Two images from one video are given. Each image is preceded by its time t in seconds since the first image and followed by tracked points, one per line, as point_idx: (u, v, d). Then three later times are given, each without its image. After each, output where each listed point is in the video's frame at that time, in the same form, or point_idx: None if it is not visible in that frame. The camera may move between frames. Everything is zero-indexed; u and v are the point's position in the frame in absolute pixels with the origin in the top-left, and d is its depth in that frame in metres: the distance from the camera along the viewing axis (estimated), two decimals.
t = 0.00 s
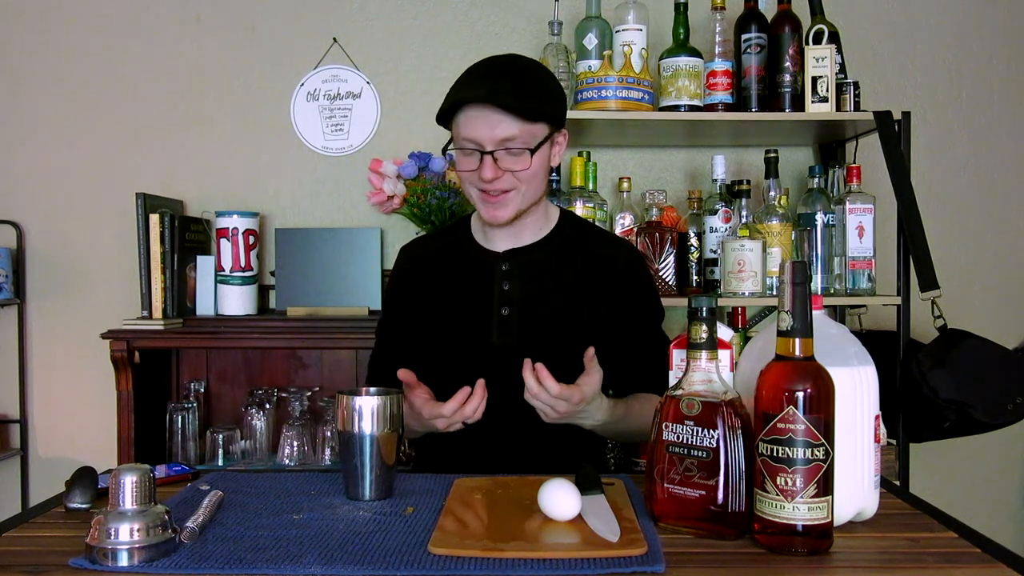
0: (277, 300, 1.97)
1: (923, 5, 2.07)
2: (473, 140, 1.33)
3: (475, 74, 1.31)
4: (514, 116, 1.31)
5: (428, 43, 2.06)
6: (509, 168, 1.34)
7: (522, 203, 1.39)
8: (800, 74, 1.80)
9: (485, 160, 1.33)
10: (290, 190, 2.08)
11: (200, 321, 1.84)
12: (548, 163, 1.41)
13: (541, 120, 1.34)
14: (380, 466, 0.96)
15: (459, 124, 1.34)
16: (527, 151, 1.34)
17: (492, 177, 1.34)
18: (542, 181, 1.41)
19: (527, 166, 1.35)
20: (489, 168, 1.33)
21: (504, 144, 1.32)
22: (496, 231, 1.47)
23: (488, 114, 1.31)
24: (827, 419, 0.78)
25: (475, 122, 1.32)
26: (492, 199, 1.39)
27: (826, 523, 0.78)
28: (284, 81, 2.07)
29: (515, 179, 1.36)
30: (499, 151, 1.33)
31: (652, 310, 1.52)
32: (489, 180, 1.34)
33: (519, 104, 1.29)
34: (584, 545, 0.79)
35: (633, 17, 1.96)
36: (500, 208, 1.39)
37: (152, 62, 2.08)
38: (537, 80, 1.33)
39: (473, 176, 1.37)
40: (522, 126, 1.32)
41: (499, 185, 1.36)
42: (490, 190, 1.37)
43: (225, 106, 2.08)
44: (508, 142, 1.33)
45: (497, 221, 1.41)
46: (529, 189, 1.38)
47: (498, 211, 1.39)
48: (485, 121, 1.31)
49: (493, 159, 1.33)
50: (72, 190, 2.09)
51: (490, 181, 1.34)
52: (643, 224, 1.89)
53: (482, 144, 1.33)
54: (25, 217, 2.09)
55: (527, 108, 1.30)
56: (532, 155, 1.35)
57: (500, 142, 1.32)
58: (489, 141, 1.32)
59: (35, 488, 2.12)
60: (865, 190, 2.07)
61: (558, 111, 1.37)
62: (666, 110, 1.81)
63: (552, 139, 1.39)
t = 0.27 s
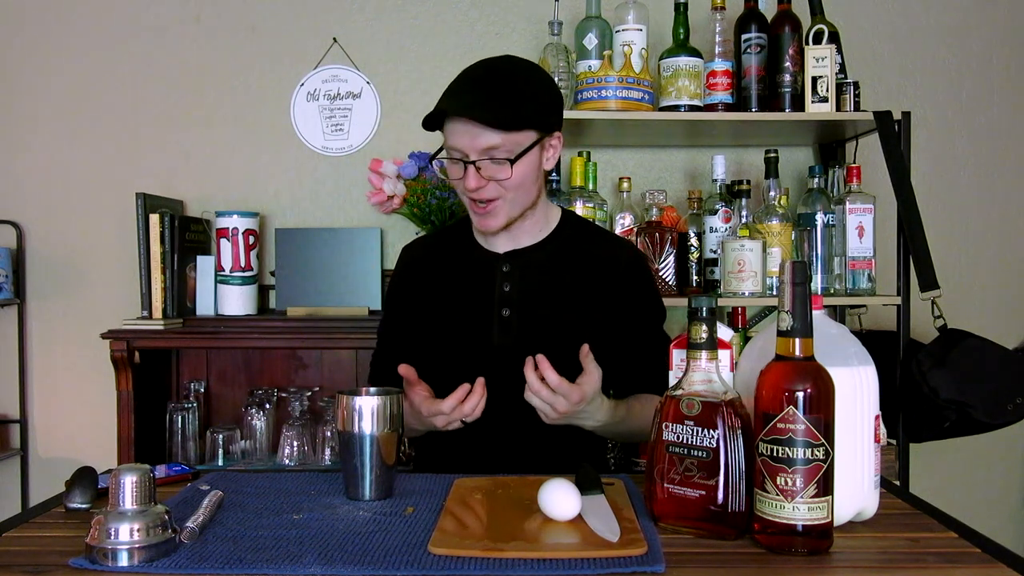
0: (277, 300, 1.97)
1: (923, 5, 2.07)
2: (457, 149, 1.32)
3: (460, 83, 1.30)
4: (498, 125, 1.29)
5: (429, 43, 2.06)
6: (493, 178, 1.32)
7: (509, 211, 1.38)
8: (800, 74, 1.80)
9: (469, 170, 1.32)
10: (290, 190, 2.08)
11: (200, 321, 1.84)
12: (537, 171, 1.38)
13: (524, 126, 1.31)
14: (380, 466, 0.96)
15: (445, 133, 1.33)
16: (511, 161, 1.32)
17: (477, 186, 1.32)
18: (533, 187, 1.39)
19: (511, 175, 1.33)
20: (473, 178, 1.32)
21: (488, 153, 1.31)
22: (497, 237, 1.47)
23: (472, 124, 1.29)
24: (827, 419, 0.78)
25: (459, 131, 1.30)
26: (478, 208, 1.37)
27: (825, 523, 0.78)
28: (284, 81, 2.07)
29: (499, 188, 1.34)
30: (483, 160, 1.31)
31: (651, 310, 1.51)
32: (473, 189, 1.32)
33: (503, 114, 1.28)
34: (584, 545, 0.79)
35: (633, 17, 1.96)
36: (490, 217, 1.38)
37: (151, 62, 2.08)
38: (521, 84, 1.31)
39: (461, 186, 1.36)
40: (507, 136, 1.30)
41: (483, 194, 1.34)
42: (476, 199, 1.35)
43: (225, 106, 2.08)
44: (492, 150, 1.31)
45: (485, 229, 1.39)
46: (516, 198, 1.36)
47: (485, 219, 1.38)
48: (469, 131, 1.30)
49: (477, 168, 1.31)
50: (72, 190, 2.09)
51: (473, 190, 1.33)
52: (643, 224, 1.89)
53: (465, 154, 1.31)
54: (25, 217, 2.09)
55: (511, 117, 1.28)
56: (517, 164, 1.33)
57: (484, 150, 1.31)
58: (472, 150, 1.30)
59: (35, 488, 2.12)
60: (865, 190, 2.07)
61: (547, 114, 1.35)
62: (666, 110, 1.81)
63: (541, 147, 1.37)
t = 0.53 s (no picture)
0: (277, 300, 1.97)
1: (924, 5, 2.07)
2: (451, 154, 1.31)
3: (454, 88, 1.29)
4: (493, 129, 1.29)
5: (429, 43, 2.06)
6: (488, 182, 1.32)
7: (505, 213, 1.37)
8: (800, 74, 1.80)
9: (463, 174, 1.31)
10: (290, 190, 2.08)
11: (200, 321, 1.84)
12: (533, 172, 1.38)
13: (519, 129, 1.30)
14: (380, 466, 0.97)
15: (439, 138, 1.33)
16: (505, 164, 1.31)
17: (471, 191, 1.32)
18: (528, 190, 1.39)
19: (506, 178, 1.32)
20: (467, 182, 1.31)
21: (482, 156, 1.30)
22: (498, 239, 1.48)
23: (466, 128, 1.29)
24: (827, 419, 0.78)
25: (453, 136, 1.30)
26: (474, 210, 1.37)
27: (826, 523, 0.78)
28: (284, 81, 2.07)
29: (494, 192, 1.33)
30: (477, 164, 1.31)
31: (652, 310, 1.51)
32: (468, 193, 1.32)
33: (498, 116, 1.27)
34: (584, 546, 0.79)
35: (633, 17, 1.96)
36: (485, 220, 1.38)
37: (151, 62, 2.08)
38: (518, 87, 1.31)
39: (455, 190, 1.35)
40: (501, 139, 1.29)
41: (478, 198, 1.33)
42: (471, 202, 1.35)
43: (225, 106, 2.08)
44: (486, 153, 1.30)
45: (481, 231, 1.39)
46: (512, 200, 1.36)
47: (481, 222, 1.37)
48: (463, 135, 1.29)
49: (471, 173, 1.31)
50: (72, 190, 2.09)
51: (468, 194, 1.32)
52: (643, 224, 1.89)
53: (460, 158, 1.31)
54: (25, 217, 2.09)
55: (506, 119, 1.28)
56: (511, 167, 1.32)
57: (478, 154, 1.30)
58: (466, 154, 1.30)
59: (36, 488, 2.12)
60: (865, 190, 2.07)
61: (543, 117, 1.35)
62: (666, 110, 1.81)
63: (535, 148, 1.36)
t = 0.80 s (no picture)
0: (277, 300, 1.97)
1: (924, 5, 2.07)
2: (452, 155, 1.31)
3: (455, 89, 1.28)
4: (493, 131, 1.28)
5: (428, 43, 2.06)
6: (489, 184, 1.32)
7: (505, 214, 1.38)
8: (800, 74, 1.80)
9: (464, 176, 1.31)
10: (290, 190, 2.08)
11: (200, 321, 1.84)
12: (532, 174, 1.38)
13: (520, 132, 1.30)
14: (380, 466, 0.96)
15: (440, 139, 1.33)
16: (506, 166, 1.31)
17: (471, 193, 1.32)
18: (529, 191, 1.39)
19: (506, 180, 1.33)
20: (467, 184, 1.31)
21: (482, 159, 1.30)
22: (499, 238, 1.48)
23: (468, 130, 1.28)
24: (827, 419, 0.78)
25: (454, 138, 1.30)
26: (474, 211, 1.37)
27: (826, 523, 0.78)
28: (284, 81, 2.07)
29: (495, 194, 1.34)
30: (477, 166, 1.31)
31: (652, 309, 1.51)
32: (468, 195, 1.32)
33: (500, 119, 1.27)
34: (584, 546, 0.79)
35: (633, 17, 1.96)
36: (485, 220, 1.39)
37: (151, 62, 2.08)
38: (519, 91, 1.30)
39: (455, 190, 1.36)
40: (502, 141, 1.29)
41: (478, 200, 1.34)
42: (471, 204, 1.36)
43: (225, 106, 2.08)
44: (487, 155, 1.30)
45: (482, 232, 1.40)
46: (512, 202, 1.36)
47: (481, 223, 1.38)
48: (464, 138, 1.29)
49: (471, 175, 1.31)
50: (72, 190, 2.09)
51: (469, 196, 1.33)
52: (643, 224, 1.89)
53: (460, 160, 1.31)
54: (25, 217, 2.09)
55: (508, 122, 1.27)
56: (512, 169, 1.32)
57: (478, 156, 1.30)
58: (466, 156, 1.30)
59: (36, 489, 2.12)
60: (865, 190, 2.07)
61: (544, 119, 1.34)
62: (666, 110, 1.81)
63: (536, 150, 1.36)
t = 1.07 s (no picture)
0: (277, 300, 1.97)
1: (924, 5, 2.07)
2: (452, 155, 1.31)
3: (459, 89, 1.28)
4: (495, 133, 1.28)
5: (428, 43, 2.06)
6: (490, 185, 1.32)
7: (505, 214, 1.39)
8: (800, 74, 1.80)
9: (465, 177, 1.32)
10: (290, 190, 2.08)
11: (200, 321, 1.84)
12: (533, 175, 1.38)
13: (521, 134, 1.30)
14: (380, 466, 0.97)
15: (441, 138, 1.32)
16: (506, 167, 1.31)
17: (472, 193, 1.32)
18: (530, 190, 1.39)
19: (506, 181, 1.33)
20: (468, 185, 1.32)
21: (484, 160, 1.30)
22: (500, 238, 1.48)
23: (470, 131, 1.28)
24: (827, 419, 0.78)
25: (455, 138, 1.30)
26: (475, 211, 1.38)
27: (826, 523, 0.78)
28: (284, 81, 2.07)
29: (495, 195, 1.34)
30: (479, 167, 1.31)
31: (653, 309, 1.51)
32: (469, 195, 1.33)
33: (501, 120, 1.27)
34: (584, 545, 0.79)
35: (633, 17, 1.96)
36: (486, 219, 1.39)
37: (151, 62, 2.08)
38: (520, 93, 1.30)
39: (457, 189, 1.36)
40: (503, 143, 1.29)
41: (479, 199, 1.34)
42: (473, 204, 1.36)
43: (225, 106, 2.08)
44: (488, 156, 1.30)
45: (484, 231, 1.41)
46: (513, 202, 1.37)
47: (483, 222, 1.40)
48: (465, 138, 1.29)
49: (473, 176, 1.31)
50: (72, 190, 2.09)
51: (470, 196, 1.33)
52: (643, 224, 1.89)
53: (461, 160, 1.31)
54: (25, 217, 2.09)
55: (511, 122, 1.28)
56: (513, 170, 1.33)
57: (480, 157, 1.30)
58: (467, 156, 1.30)
59: (36, 489, 2.12)
60: (865, 190, 2.07)
61: (545, 121, 1.34)
62: (666, 110, 1.81)
63: (536, 151, 1.36)
